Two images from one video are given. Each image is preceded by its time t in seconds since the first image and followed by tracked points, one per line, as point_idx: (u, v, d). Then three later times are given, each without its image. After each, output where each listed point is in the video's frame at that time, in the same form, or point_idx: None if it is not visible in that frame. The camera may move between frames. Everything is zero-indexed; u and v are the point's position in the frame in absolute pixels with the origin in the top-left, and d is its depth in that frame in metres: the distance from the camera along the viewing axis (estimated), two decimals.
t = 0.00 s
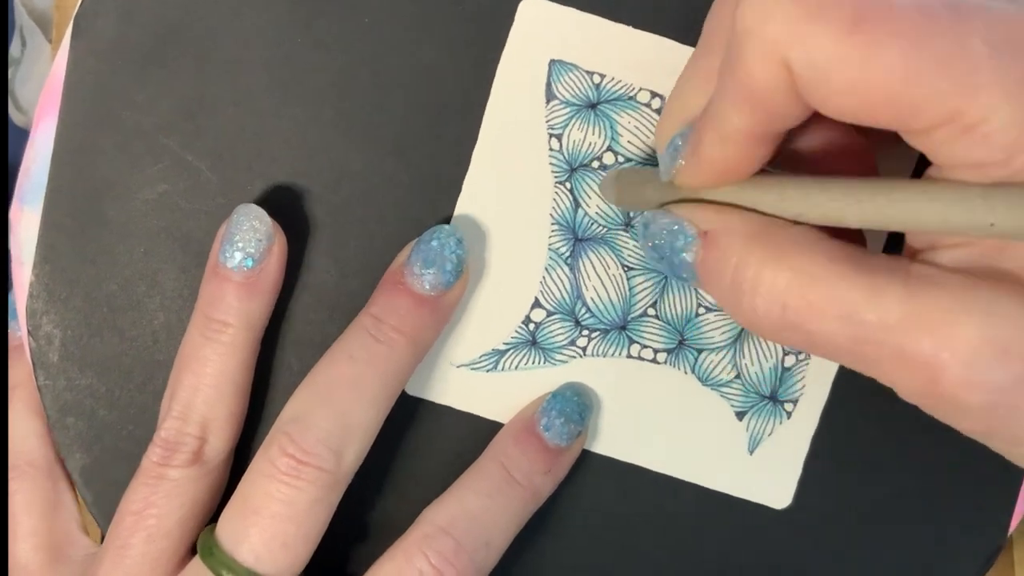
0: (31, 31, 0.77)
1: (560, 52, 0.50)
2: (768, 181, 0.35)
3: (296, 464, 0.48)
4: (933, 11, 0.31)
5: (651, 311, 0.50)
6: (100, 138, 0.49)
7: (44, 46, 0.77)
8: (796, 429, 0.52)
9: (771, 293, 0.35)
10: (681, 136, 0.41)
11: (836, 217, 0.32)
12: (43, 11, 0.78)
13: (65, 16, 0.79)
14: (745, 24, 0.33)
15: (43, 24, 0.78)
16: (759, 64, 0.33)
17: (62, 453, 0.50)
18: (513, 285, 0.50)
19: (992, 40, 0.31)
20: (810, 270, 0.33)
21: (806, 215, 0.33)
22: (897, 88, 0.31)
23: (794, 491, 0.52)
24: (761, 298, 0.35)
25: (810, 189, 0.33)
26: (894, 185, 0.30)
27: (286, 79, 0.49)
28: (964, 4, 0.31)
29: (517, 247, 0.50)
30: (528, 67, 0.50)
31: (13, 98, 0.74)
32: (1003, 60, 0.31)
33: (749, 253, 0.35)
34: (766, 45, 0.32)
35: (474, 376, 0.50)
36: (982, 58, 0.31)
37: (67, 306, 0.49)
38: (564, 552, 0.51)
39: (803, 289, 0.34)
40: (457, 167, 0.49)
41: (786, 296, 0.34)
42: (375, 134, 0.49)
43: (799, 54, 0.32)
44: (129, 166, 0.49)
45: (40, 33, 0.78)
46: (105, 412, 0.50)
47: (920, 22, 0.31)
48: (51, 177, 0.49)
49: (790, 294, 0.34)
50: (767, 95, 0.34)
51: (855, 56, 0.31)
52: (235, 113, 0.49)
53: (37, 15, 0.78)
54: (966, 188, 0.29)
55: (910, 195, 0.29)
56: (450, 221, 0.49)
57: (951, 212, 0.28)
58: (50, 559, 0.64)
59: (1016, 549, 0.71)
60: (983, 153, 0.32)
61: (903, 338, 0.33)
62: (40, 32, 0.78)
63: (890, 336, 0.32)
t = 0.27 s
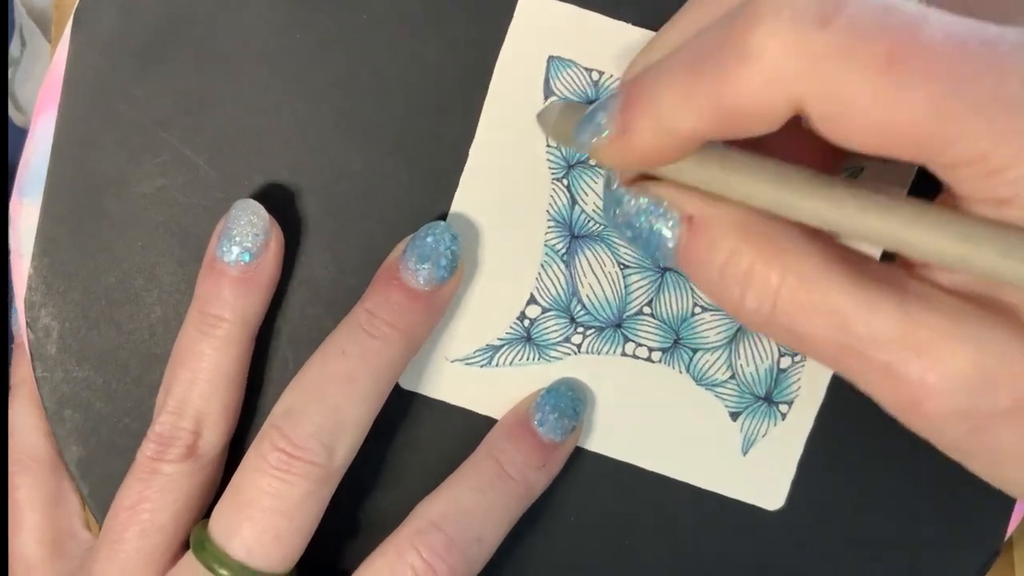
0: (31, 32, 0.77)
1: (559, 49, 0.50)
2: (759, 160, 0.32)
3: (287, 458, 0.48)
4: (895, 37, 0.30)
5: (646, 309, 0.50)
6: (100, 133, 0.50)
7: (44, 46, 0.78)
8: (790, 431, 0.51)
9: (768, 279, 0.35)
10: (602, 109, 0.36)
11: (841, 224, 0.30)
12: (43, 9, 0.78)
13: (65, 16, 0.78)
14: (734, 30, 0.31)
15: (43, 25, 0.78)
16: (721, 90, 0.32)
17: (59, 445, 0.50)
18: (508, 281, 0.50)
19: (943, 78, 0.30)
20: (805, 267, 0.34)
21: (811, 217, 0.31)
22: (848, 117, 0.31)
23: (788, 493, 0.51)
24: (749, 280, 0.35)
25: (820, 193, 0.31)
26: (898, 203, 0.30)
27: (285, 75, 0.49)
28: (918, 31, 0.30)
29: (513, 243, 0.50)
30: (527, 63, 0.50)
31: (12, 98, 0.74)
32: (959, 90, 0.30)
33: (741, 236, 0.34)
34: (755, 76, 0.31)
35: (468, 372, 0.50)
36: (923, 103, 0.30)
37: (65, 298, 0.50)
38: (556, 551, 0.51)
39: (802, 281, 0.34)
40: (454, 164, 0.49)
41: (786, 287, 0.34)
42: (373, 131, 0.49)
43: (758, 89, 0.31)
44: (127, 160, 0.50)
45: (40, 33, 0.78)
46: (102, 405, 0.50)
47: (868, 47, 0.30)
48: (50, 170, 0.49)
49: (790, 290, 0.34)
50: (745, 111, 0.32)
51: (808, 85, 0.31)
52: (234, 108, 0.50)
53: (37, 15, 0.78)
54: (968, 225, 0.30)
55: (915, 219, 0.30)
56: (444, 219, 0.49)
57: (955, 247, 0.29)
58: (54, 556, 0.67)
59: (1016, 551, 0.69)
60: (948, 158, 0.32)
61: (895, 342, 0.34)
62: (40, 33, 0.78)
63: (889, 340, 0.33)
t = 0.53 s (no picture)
0: (31, 32, 0.77)
1: (562, 51, 0.50)
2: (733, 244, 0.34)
3: (292, 461, 0.48)
4: (862, 94, 0.28)
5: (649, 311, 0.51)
6: (101, 135, 0.49)
7: (44, 46, 0.77)
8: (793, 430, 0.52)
9: (707, 353, 0.34)
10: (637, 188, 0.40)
11: (800, 293, 0.30)
12: (43, 10, 0.76)
13: (66, 17, 0.75)
14: (684, 92, 0.29)
15: (43, 24, 0.77)
16: (685, 137, 0.30)
17: (61, 448, 0.50)
18: (512, 284, 0.50)
19: (911, 132, 0.28)
20: (749, 339, 0.33)
21: (773, 287, 0.32)
22: (823, 181, 0.28)
23: (790, 493, 0.52)
24: (697, 358, 0.34)
25: (780, 265, 0.31)
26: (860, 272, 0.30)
27: (288, 78, 0.49)
28: (882, 88, 0.28)
29: (516, 246, 0.50)
30: (531, 66, 0.50)
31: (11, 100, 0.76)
32: (925, 147, 0.28)
33: (693, 314, 0.35)
34: (698, 136, 0.30)
35: (471, 374, 0.50)
36: (900, 151, 0.28)
37: (67, 301, 0.50)
38: (558, 551, 0.51)
39: (745, 354, 0.33)
40: (457, 167, 0.49)
41: (722, 360, 0.34)
42: (376, 133, 0.49)
43: (722, 142, 0.29)
44: (130, 162, 0.50)
45: (39, 33, 0.77)
46: (104, 408, 0.50)
47: (838, 109, 0.28)
48: (52, 172, 0.49)
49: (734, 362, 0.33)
50: (700, 169, 0.31)
51: (778, 148, 0.28)
52: (237, 110, 0.49)
53: (37, 15, 0.76)
54: (933, 291, 0.28)
55: (873, 285, 0.29)
56: (449, 223, 0.49)
57: (916, 310, 0.27)
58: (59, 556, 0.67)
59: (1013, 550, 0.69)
60: (908, 241, 0.30)
61: (845, 407, 0.32)
62: (40, 33, 0.77)
63: (838, 398, 0.32)
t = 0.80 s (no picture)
0: (31, 31, 0.76)
1: (565, 52, 0.50)
2: (711, 244, 0.35)
3: (295, 462, 0.48)
4: (824, 110, 0.28)
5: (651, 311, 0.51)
6: (102, 135, 0.49)
7: (44, 46, 0.77)
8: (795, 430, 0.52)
9: (690, 351, 0.35)
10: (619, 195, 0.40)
11: (774, 292, 0.32)
12: (43, 9, 0.76)
13: (66, 16, 0.75)
14: (654, 106, 0.30)
15: (43, 24, 0.77)
16: (659, 149, 0.31)
17: (62, 450, 0.50)
18: (513, 285, 0.50)
19: (869, 145, 0.29)
20: (727, 337, 0.34)
21: (750, 286, 0.33)
22: (782, 190, 0.29)
23: (791, 493, 0.52)
24: (681, 356, 0.35)
25: (753, 267, 0.33)
26: (829, 271, 0.30)
27: (290, 79, 0.49)
28: (843, 103, 0.29)
29: (518, 247, 0.50)
30: (533, 66, 0.50)
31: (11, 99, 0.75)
32: (882, 159, 0.29)
33: (674, 315, 0.36)
34: (670, 147, 0.30)
35: (474, 375, 0.50)
36: (858, 162, 0.28)
37: (68, 302, 0.49)
38: (561, 551, 0.51)
39: (728, 351, 0.34)
40: (460, 168, 0.49)
41: (704, 357, 0.35)
42: (377, 134, 0.49)
43: (691, 152, 0.29)
44: (131, 163, 0.49)
45: (39, 32, 0.77)
46: (105, 409, 0.50)
47: (800, 125, 0.28)
48: (52, 173, 0.49)
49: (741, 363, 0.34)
50: (672, 179, 0.32)
51: (743, 159, 0.29)
52: (238, 111, 0.49)
53: (37, 15, 0.76)
54: (895, 290, 0.29)
55: (838, 284, 0.30)
56: (451, 225, 0.49)
57: (877, 308, 0.28)
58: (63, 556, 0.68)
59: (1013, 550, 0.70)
60: (868, 250, 0.30)
61: (832, 404, 0.32)
62: (40, 32, 0.77)
63: (822, 394, 0.32)
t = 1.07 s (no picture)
0: (31, 31, 0.77)
1: (565, 52, 0.50)
2: (715, 251, 0.35)
3: (296, 462, 0.48)
4: (819, 112, 0.29)
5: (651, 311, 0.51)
6: (102, 136, 0.49)
7: (44, 46, 0.77)
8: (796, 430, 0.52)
9: (691, 355, 0.35)
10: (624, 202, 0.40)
11: (776, 298, 0.32)
12: (43, 10, 0.76)
13: (67, 16, 0.75)
14: (652, 110, 0.30)
15: (43, 24, 0.77)
16: (657, 153, 0.31)
17: (62, 450, 0.50)
18: (513, 285, 0.50)
19: (864, 146, 0.29)
20: (727, 340, 0.34)
21: (752, 292, 0.33)
22: (777, 190, 0.29)
23: (790, 493, 0.52)
24: (683, 359, 0.35)
25: (754, 273, 0.32)
26: (831, 276, 0.30)
27: (290, 80, 0.49)
28: (838, 105, 0.29)
29: (518, 248, 0.50)
30: (533, 67, 0.50)
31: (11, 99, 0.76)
32: (876, 160, 0.29)
33: (676, 317, 0.36)
34: (668, 149, 0.30)
35: (474, 375, 0.50)
36: (852, 164, 0.29)
37: (68, 302, 0.49)
38: (561, 550, 0.51)
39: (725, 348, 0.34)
40: (460, 168, 0.49)
41: (706, 360, 0.35)
42: (378, 134, 0.49)
43: (688, 153, 0.29)
44: (131, 163, 0.49)
45: (39, 32, 0.77)
46: (106, 409, 0.50)
47: (795, 126, 0.28)
48: (53, 173, 0.49)
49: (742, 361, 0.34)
50: (674, 183, 0.32)
51: (738, 160, 0.29)
52: (239, 112, 0.49)
53: (37, 15, 0.76)
54: (896, 293, 0.28)
55: (840, 289, 0.29)
56: (451, 224, 0.49)
57: (877, 311, 0.28)
58: (63, 556, 0.68)
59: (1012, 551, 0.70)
60: (866, 249, 0.30)
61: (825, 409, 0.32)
62: (40, 32, 0.77)
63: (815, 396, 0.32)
